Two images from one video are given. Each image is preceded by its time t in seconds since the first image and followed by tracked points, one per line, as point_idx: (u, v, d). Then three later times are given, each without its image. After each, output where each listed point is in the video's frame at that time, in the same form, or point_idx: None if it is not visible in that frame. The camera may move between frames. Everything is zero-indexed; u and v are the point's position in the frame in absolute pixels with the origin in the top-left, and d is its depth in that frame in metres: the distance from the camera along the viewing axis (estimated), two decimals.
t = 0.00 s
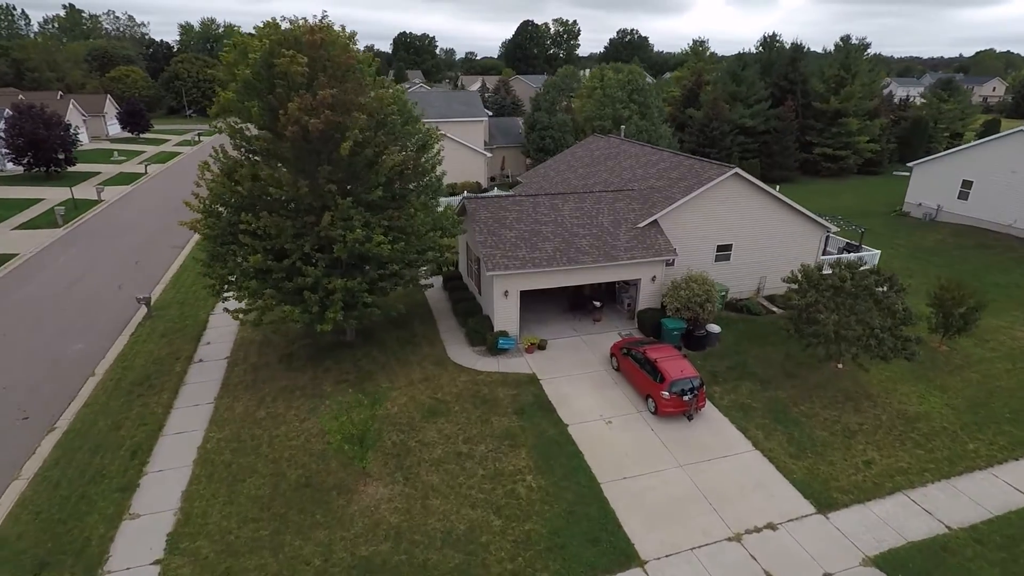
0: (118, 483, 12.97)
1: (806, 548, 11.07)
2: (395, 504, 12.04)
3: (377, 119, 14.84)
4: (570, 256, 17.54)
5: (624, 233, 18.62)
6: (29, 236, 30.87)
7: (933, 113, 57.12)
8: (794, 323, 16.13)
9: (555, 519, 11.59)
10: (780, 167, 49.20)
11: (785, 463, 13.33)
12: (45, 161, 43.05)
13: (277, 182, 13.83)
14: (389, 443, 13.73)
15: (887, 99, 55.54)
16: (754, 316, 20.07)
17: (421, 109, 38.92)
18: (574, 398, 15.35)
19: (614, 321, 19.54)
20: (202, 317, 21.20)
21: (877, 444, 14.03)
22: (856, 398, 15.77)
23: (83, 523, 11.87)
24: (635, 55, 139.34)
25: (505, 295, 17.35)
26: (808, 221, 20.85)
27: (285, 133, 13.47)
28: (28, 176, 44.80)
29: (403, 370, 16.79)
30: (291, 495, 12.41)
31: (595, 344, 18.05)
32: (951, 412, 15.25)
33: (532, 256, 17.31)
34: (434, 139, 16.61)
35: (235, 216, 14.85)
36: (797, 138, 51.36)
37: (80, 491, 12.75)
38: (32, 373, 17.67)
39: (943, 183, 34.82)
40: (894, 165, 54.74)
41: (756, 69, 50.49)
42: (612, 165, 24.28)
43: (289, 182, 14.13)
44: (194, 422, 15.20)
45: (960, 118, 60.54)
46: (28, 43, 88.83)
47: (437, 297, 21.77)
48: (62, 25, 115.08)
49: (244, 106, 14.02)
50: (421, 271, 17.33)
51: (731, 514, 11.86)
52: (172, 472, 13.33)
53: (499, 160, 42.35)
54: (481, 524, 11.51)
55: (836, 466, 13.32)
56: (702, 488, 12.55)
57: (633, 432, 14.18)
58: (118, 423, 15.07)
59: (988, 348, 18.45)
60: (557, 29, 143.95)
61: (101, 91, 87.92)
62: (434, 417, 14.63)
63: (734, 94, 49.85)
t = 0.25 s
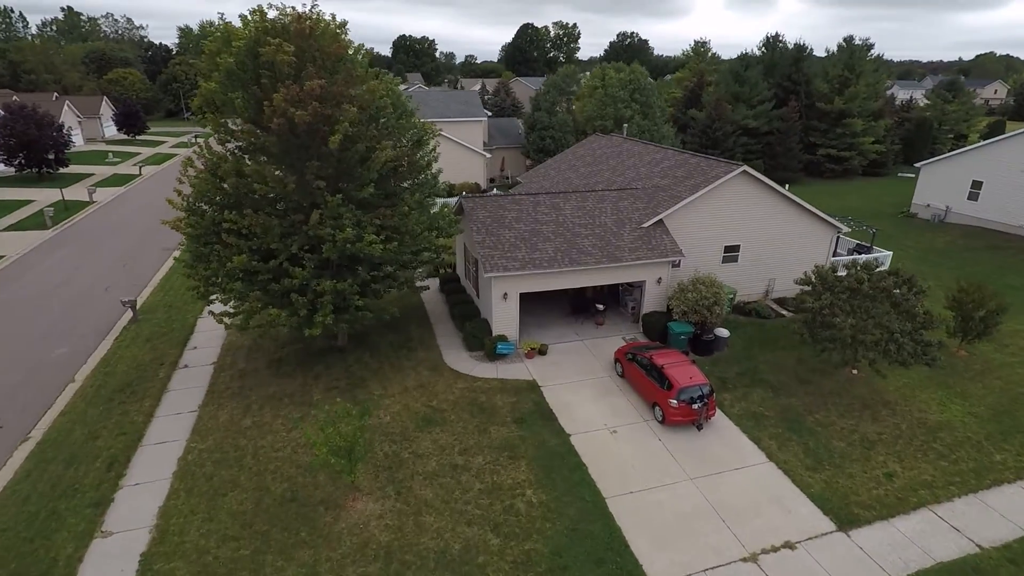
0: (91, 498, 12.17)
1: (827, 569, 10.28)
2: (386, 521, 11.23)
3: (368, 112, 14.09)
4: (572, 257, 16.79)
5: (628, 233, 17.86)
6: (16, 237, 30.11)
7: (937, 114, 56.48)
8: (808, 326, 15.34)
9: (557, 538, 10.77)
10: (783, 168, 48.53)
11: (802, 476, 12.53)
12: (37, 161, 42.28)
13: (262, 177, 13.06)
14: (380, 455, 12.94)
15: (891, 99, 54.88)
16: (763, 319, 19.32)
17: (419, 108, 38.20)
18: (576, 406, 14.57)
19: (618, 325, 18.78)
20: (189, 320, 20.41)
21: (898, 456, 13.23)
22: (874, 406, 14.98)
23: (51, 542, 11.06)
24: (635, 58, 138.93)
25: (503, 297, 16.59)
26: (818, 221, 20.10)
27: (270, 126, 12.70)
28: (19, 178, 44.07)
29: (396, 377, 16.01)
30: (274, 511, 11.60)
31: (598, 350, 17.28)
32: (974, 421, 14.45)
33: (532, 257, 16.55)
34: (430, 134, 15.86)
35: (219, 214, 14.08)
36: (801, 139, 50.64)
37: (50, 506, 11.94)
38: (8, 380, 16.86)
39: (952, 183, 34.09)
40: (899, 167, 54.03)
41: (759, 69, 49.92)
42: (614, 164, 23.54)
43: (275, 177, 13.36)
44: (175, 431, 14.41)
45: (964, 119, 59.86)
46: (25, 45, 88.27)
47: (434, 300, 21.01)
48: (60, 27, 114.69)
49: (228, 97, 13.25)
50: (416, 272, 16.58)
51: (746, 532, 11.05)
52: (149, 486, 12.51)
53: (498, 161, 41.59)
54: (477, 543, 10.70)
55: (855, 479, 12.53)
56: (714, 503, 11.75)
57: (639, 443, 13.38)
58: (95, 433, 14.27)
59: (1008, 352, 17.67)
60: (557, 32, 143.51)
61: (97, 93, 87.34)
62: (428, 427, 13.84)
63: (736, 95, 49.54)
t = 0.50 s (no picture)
0: (54, 525, 11.21)
1: None
2: (373, 550, 10.27)
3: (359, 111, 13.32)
4: (574, 266, 15.93)
5: (633, 240, 17.04)
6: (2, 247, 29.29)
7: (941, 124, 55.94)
8: (825, 337, 14.45)
9: (561, 570, 9.80)
10: (787, 177, 47.88)
11: (824, 500, 11.57)
12: (28, 171, 41.52)
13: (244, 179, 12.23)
14: (369, 477, 11.99)
15: (894, 109, 54.37)
16: (775, 330, 18.43)
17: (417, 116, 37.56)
18: (579, 424, 13.64)
19: (623, 337, 17.89)
20: (174, 332, 19.51)
21: (927, 477, 12.28)
22: (897, 422, 14.04)
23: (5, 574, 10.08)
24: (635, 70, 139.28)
25: (502, 308, 15.71)
26: (830, 227, 19.28)
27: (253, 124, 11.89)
28: (11, 187, 43.39)
29: (389, 391, 15.10)
30: (251, 540, 10.63)
31: (602, 362, 16.38)
32: (1005, 438, 13.51)
33: (532, 265, 15.70)
34: (424, 136, 15.08)
35: (198, 219, 13.23)
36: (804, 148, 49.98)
37: (8, 534, 10.96)
38: None
39: (961, 191, 33.36)
40: (904, 176, 53.39)
41: (761, 78, 49.48)
42: (617, 170, 22.77)
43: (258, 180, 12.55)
44: (151, 450, 13.47)
45: (968, 128, 59.34)
46: (24, 57, 88.22)
47: (430, 311, 20.15)
48: (62, 40, 114.96)
49: (208, 95, 12.44)
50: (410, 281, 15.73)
51: (767, 563, 10.07)
52: (118, 511, 11.55)
53: (497, 170, 40.86)
54: None
55: (883, 503, 11.56)
56: (730, 530, 10.78)
57: (648, 463, 12.44)
58: (64, 453, 13.33)
59: None
60: (557, 44, 143.95)
61: (96, 104, 87.12)
62: (422, 446, 12.90)
63: (739, 104, 49.28)
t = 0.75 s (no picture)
0: (14, 558, 10.31)
1: None
2: None
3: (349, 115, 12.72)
4: (576, 279, 15.20)
5: (638, 252, 16.33)
6: None
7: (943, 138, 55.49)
8: (843, 354, 13.66)
9: None
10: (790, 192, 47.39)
11: (849, 529, 10.68)
12: (22, 186, 41.06)
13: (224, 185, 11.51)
14: (357, 505, 11.12)
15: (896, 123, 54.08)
16: (786, 346, 17.66)
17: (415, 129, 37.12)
18: (583, 446, 12.80)
19: (628, 353, 17.11)
20: (159, 349, 18.70)
21: (959, 505, 11.39)
22: (922, 444, 13.18)
23: None
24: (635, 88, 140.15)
25: (500, 323, 14.93)
26: (842, 239, 18.59)
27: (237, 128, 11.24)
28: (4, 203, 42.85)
29: (380, 411, 14.26)
30: None
31: (606, 380, 15.57)
32: None
33: (533, 278, 14.98)
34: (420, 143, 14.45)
35: (180, 228, 12.51)
36: (807, 163, 49.60)
37: None
38: None
39: (969, 205, 32.76)
40: (908, 191, 52.92)
41: (762, 93, 49.28)
42: (619, 182, 22.16)
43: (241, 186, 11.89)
44: (126, 475, 12.59)
45: (970, 143, 59.03)
46: (26, 74, 88.50)
47: (427, 327, 19.38)
48: (64, 58, 115.74)
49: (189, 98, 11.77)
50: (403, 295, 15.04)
51: None
52: (85, 542, 10.66)
53: (496, 185, 40.41)
54: None
55: (913, 533, 10.67)
56: (749, 563, 9.90)
57: (658, 489, 11.58)
58: (33, 478, 12.45)
59: None
60: (557, 62, 144.96)
61: (96, 121, 87.15)
62: (415, 471, 12.04)
63: (739, 119, 49.11)
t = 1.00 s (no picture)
0: None
1: None
2: None
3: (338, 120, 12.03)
4: (579, 294, 14.37)
5: (644, 266, 15.53)
6: None
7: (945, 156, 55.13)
8: (864, 373, 12.76)
9: None
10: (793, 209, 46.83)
11: (883, 568, 9.68)
12: (14, 203, 40.50)
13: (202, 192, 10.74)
14: (341, 541, 10.13)
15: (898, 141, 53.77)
16: (800, 366, 16.78)
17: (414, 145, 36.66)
18: (589, 474, 11.84)
19: (634, 373, 16.20)
20: (140, 370, 17.78)
21: (1000, 539, 10.39)
22: (953, 472, 12.21)
23: None
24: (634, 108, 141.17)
25: (499, 341, 14.04)
26: (856, 254, 17.81)
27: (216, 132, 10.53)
28: None
29: (370, 436, 13.32)
30: None
31: (612, 402, 14.65)
32: None
33: (533, 294, 14.14)
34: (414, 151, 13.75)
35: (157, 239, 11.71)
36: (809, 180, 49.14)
37: None
38: None
39: (978, 221, 32.08)
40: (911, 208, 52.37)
41: (763, 111, 49.06)
42: (622, 195, 21.48)
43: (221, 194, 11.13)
44: (93, 506, 11.60)
45: (973, 160, 58.68)
46: (27, 95, 88.82)
47: (422, 346, 18.50)
48: (67, 80, 116.56)
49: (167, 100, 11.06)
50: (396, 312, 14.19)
51: None
52: None
53: (496, 202, 39.88)
54: None
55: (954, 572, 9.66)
56: None
57: (671, 522, 10.60)
58: None
59: None
60: (556, 84, 146.19)
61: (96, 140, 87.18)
62: (405, 502, 11.06)
63: (740, 136, 48.89)
